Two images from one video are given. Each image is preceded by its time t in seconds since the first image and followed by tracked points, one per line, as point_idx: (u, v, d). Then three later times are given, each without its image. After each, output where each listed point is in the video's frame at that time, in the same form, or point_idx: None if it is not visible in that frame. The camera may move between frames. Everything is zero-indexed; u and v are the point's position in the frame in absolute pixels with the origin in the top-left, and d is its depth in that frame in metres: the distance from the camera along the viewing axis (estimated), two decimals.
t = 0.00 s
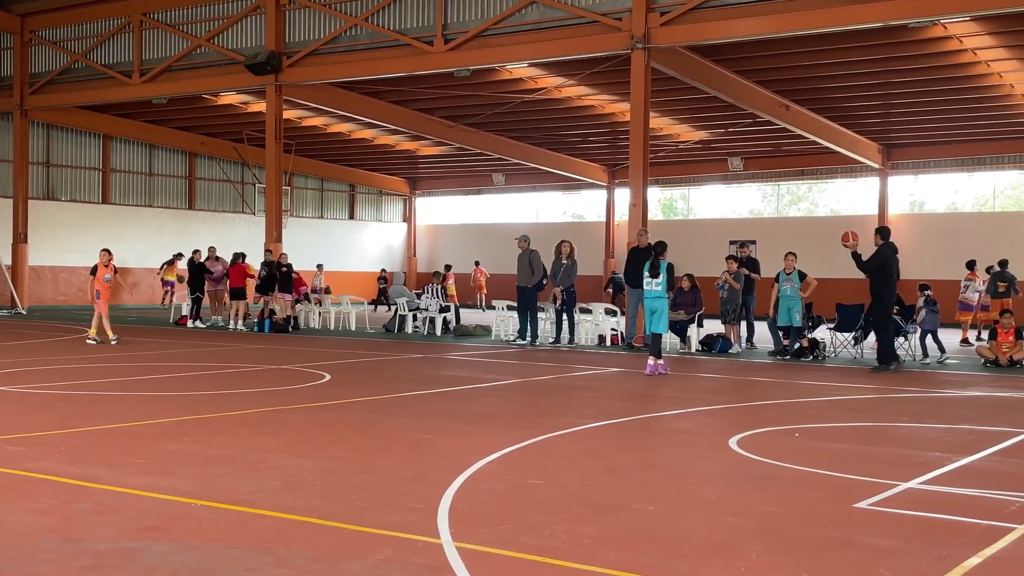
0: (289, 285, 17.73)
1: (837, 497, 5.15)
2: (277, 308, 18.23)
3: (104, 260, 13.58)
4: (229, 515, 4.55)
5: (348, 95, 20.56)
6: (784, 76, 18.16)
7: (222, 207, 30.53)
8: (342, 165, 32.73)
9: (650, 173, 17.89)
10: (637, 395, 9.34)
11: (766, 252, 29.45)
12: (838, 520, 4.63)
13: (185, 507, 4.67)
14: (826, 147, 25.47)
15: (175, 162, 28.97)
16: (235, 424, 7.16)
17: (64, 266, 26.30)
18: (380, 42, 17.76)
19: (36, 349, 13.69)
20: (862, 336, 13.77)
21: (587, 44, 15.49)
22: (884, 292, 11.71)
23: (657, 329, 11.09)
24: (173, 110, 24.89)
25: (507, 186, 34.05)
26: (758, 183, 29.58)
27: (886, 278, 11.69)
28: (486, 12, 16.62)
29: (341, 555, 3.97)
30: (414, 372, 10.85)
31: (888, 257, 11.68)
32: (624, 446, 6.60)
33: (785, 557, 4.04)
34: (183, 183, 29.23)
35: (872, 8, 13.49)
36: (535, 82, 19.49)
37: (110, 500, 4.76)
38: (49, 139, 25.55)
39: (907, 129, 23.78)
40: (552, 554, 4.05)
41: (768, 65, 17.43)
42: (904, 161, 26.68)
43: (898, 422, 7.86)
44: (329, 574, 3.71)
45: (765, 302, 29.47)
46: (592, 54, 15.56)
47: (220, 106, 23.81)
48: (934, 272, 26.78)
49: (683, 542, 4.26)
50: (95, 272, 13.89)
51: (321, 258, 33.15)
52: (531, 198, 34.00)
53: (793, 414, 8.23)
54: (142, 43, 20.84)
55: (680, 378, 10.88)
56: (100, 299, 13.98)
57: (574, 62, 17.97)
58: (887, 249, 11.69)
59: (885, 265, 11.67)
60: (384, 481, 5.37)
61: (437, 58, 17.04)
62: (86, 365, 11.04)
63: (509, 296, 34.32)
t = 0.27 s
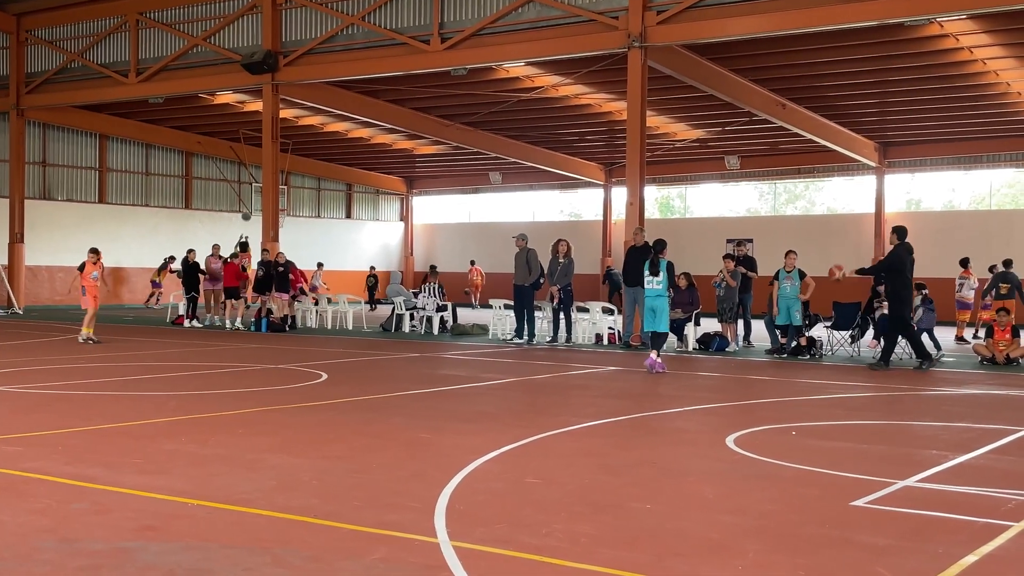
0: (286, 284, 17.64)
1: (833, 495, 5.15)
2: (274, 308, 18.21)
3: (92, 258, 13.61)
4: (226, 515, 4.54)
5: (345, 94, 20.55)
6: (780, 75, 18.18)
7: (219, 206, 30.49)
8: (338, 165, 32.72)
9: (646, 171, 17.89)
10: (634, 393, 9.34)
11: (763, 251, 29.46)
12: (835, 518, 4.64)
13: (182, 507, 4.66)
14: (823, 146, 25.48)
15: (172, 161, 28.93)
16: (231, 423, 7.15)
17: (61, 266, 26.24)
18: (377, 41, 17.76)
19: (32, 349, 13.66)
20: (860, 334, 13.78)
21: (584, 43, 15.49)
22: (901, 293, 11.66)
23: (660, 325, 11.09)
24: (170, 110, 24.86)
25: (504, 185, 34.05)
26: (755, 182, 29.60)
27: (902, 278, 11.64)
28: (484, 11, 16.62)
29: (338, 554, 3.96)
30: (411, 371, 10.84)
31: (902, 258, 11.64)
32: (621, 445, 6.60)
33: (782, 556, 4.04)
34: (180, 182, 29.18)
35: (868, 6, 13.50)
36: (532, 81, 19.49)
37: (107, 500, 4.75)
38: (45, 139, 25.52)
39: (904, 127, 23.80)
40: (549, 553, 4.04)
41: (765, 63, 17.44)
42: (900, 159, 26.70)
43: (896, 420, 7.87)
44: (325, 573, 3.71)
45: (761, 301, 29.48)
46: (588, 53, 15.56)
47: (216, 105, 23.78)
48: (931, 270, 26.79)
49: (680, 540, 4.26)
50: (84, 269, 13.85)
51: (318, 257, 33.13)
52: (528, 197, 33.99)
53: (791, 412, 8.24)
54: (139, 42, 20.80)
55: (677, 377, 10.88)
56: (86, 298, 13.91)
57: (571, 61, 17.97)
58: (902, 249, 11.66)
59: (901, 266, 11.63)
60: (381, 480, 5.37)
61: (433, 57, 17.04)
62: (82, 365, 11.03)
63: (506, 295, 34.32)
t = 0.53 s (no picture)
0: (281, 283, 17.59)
1: (828, 493, 5.16)
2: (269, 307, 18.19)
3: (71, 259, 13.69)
4: (220, 515, 4.54)
5: (340, 93, 20.54)
6: (775, 73, 18.19)
7: (214, 205, 30.44)
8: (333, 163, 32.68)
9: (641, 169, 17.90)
10: (630, 391, 9.35)
11: (758, 248, 29.48)
12: (830, 516, 4.65)
13: (176, 507, 4.66)
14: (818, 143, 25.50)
15: (167, 160, 28.86)
16: (226, 422, 7.15)
17: (55, 266, 26.18)
18: (371, 40, 17.74)
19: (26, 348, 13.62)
20: (854, 332, 13.82)
21: (579, 41, 15.49)
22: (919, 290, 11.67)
23: (664, 323, 11.25)
24: (164, 108, 24.81)
25: (500, 183, 34.03)
26: (749, 179, 29.61)
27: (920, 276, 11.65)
28: (478, 9, 16.60)
29: (333, 552, 3.96)
30: (407, 369, 10.84)
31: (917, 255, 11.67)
32: (616, 443, 6.61)
33: (776, 554, 4.04)
34: (175, 181, 29.12)
35: (862, 4, 13.51)
36: (527, 79, 19.48)
37: (101, 500, 4.75)
38: (39, 138, 25.46)
39: (899, 125, 23.82)
40: (543, 552, 4.05)
41: (759, 61, 17.44)
42: (895, 156, 26.73)
43: (890, 417, 7.89)
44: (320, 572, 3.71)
45: (757, 298, 29.52)
46: (583, 51, 15.56)
47: (211, 103, 23.75)
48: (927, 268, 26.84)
49: (674, 538, 4.27)
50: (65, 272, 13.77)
51: (313, 256, 33.10)
52: (524, 195, 33.97)
53: (786, 409, 8.25)
54: (133, 41, 20.76)
55: (672, 375, 10.90)
56: (64, 300, 13.80)
57: (566, 59, 17.96)
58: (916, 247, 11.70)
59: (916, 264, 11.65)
60: (376, 479, 5.37)
61: (428, 55, 17.02)
62: (77, 365, 11.00)
63: (502, 293, 34.30)
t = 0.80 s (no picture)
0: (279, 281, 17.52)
1: (823, 491, 5.17)
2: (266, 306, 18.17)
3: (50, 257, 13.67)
4: (215, 514, 4.54)
5: (336, 92, 20.52)
6: (770, 71, 18.20)
7: (210, 204, 30.40)
8: (329, 162, 32.62)
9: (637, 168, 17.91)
10: (625, 390, 9.35)
11: (754, 247, 29.51)
12: (825, 514, 4.65)
13: (171, 506, 4.66)
14: (814, 142, 25.52)
15: (162, 160, 28.78)
16: (222, 422, 7.14)
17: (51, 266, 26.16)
18: (367, 39, 17.72)
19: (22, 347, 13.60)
20: (850, 330, 13.81)
21: (575, 39, 15.48)
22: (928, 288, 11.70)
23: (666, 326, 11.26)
24: (160, 108, 24.76)
25: (496, 182, 33.99)
26: (745, 178, 29.63)
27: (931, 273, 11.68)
28: (473, 8, 16.60)
29: (329, 552, 3.96)
30: (403, 369, 10.84)
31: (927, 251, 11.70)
32: (612, 441, 6.62)
33: (771, 552, 4.05)
34: (171, 180, 29.04)
35: (858, 2, 13.50)
36: (523, 78, 19.48)
37: (96, 500, 4.74)
38: (34, 137, 25.42)
39: (894, 123, 23.85)
40: (539, 550, 4.05)
41: (755, 59, 17.44)
42: (892, 154, 26.75)
43: (887, 415, 7.90)
44: (317, 572, 3.71)
45: (753, 296, 29.55)
46: (578, 50, 15.55)
47: (207, 103, 23.71)
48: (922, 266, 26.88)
49: (669, 537, 4.27)
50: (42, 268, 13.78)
51: (309, 255, 33.05)
52: (520, 194, 33.98)
53: (782, 408, 8.26)
54: (128, 40, 20.72)
55: (669, 374, 10.90)
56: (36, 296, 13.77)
57: (562, 58, 17.96)
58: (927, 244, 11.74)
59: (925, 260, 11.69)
60: (372, 478, 5.37)
61: (423, 54, 17.01)
62: (73, 365, 10.99)
63: (499, 291, 34.29)
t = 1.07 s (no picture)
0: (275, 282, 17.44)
1: (821, 489, 5.17)
2: (261, 306, 18.15)
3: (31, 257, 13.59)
4: (212, 514, 4.53)
5: (331, 92, 20.50)
6: (766, 70, 18.21)
7: (205, 204, 30.34)
8: (325, 161, 32.58)
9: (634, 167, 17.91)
10: (622, 389, 9.35)
11: (749, 245, 29.55)
12: (823, 512, 4.65)
13: (168, 506, 4.65)
14: (809, 141, 25.55)
15: (157, 160, 28.70)
16: (218, 422, 7.13)
17: (46, 266, 26.12)
18: (362, 38, 17.70)
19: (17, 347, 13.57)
20: (847, 328, 13.82)
21: (570, 38, 15.47)
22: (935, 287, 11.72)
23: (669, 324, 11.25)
24: (155, 108, 24.72)
25: (492, 181, 33.98)
26: (740, 176, 29.67)
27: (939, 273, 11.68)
28: (469, 7, 16.58)
29: (326, 552, 3.95)
30: (400, 368, 10.84)
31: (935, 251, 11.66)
32: (609, 440, 6.61)
33: (769, 551, 4.04)
34: (166, 180, 28.94)
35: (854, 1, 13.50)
36: (518, 77, 19.47)
37: (93, 501, 4.72)
38: (29, 137, 25.36)
39: (889, 122, 23.88)
40: (538, 549, 4.04)
41: (751, 58, 17.45)
42: (887, 153, 26.79)
43: (883, 414, 7.90)
44: (314, 572, 3.70)
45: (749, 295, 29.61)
46: (574, 49, 15.54)
47: (202, 103, 23.67)
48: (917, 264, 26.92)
49: (667, 535, 4.27)
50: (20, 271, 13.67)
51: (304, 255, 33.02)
52: (515, 194, 33.98)
53: (778, 406, 8.26)
54: (123, 40, 20.67)
55: (666, 372, 10.91)
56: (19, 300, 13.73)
57: (558, 57, 17.97)
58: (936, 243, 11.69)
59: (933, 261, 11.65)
60: (369, 478, 5.36)
61: (419, 54, 16.99)
62: (69, 365, 10.97)
63: (495, 291, 34.30)
